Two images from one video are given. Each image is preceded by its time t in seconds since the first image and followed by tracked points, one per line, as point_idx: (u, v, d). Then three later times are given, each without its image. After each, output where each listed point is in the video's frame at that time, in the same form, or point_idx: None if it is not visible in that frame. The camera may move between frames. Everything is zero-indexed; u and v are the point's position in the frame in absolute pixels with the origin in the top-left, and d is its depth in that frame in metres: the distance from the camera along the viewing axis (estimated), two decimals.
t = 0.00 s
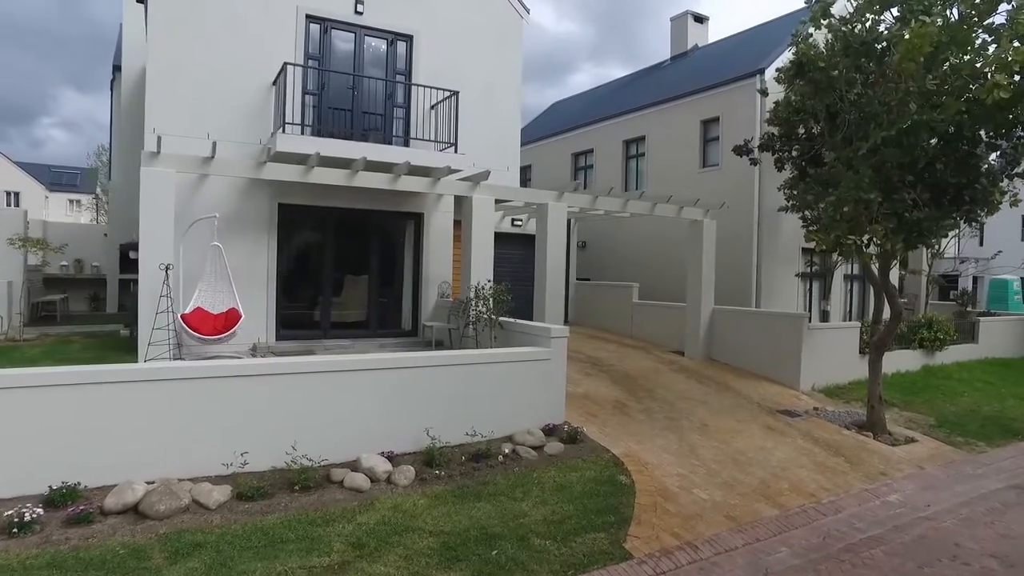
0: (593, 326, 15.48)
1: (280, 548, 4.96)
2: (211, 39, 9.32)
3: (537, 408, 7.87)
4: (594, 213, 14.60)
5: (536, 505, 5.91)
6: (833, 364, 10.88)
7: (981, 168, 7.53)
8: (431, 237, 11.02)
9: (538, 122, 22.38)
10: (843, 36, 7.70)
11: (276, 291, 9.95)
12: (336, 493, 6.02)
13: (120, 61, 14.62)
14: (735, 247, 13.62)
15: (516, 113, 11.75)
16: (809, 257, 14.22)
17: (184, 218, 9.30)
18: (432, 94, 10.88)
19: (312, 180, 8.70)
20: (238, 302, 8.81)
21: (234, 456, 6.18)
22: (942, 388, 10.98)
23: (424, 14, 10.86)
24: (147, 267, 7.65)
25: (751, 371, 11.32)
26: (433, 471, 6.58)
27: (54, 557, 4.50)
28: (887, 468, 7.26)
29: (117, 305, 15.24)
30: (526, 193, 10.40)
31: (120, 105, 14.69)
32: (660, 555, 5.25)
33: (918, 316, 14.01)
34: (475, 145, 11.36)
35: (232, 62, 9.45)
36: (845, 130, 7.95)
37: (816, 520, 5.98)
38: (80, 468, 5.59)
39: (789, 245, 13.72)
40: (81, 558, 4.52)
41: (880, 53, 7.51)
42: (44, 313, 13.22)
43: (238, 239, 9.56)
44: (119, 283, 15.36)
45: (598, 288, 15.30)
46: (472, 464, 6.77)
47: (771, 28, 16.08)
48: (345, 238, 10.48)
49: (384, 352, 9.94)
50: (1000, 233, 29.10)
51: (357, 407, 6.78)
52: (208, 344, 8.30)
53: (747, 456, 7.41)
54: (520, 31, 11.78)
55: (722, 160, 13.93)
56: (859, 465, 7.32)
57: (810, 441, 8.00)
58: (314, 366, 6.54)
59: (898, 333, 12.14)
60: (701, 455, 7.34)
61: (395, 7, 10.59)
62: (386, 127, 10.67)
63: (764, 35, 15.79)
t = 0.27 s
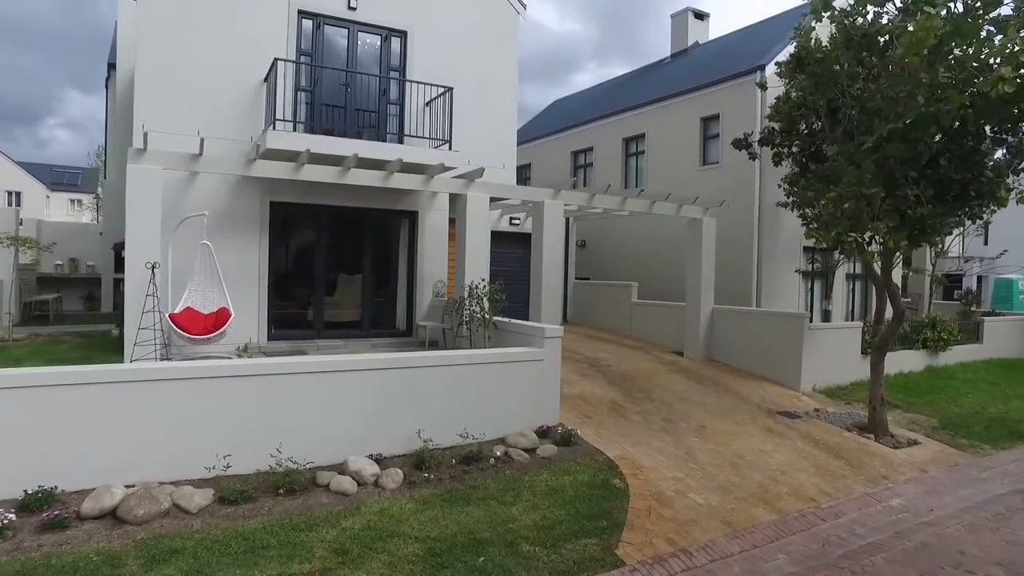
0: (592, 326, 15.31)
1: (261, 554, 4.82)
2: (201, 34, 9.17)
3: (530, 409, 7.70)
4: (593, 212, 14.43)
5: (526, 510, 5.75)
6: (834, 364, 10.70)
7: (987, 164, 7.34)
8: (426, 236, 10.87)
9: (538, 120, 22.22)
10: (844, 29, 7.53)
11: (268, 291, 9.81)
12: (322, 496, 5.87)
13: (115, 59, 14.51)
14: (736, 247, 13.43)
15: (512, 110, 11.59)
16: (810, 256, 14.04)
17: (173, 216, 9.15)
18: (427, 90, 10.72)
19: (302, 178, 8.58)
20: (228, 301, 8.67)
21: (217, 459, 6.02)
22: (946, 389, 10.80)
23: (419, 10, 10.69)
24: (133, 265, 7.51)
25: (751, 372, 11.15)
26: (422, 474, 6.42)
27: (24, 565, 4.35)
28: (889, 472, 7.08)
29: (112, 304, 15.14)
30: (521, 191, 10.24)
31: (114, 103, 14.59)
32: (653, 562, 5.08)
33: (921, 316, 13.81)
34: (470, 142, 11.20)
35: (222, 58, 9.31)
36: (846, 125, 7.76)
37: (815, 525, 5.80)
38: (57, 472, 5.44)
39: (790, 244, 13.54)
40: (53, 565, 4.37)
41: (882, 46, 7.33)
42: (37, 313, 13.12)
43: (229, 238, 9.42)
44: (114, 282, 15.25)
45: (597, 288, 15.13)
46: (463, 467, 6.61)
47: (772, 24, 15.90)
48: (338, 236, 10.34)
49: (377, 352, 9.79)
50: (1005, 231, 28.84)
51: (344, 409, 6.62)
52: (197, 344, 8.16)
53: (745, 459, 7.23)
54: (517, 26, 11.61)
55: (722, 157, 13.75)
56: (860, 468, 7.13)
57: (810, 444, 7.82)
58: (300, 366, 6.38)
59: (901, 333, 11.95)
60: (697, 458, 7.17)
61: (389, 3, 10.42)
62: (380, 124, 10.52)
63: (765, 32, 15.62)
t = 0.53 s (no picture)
0: (591, 326, 15.17)
1: (243, 559, 4.69)
2: (192, 29, 9.01)
3: (524, 410, 7.54)
4: (591, 210, 14.28)
5: (518, 514, 5.61)
6: (836, 365, 10.54)
7: (992, 160, 7.18)
8: (421, 234, 10.74)
9: (538, 118, 22.07)
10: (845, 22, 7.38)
11: (261, 290, 9.69)
12: (309, 499, 5.74)
13: (109, 57, 14.40)
14: (737, 245, 13.27)
15: (509, 107, 11.43)
16: (811, 255, 13.88)
17: (163, 213, 9.00)
18: (422, 87, 10.57)
19: (294, 175, 8.43)
20: (220, 300, 8.52)
21: (201, 461, 5.87)
22: (949, 390, 10.63)
23: (415, 5, 10.53)
24: (119, 262, 7.37)
25: (751, 372, 11.00)
26: (412, 477, 6.28)
27: None
28: (891, 475, 6.92)
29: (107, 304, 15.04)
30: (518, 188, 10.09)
31: (109, 101, 14.48)
32: (648, 569, 4.93)
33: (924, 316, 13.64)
34: (466, 139, 11.03)
35: (214, 54, 9.15)
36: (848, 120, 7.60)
37: (815, 530, 5.65)
38: (37, 475, 5.29)
39: (791, 243, 13.38)
40: (27, 572, 4.24)
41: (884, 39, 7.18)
42: (31, 312, 13.02)
43: (221, 236, 9.29)
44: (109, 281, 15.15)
45: (596, 287, 14.98)
46: (455, 470, 6.47)
47: (773, 21, 15.74)
48: (332, 235, 10.20)
49: (371, 352, 9.66)
50: (1009, 231, 28.60)
51: (333, 410, 6.48)
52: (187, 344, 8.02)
53: (744, 461, 7.08)
54: (514, 23, 11.47)
55: (723, 155, 13.60)
56: (862, 471, 6.97)
57: (810, 446, 7.67)
58: (288, 366, 6.24)
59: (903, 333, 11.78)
60: (695, 461, 7.02)
61: None
62: (375, 121, 10.38)
63: (765, 29, 15.47)
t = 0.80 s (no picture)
0: (590, 326, 14.98)
1: (218, 569, 4.52)
2: (180, 24, 8.82)
3: (517, 413, 7.35)
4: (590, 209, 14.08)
5: (506, 521, 5.44)
6: (837, 366, 10.34)
7: (997, 155, 6.97)
8: (415, 233, 10.57)
9: (538, 116, 21.87)
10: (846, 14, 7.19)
11: (252, 290, 9.53)
12: (291, 505, 5.57)
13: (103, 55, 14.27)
14: (737, 245, 13.07)
15: (505, 104, 11.23)
16: (813, 254, 13.67)
17: (151, 212, 8.84)
18: (416, 83, 10.39)
19: (283, 173, 8.20)
20: (208, 299, 8.34)
21: (181, 466, 5.72)
22: (954, 391, 10.41)
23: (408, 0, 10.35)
24: (103, 261, 7.22)
25: (751, 374, 10.80)
26: (399, 482, 6.12)
27: None
28: (893, 479, 6.73)
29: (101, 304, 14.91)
30: (513, 186, 9.91)
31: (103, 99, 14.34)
32: None
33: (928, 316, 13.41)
34: (461, 136, 10.86)
35: (203, 49, 8.97)
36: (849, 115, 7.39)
37: (813, 538, 5.46)
38: (10, 480, 5.15)
39: (793, 242, 13.16)
40: None
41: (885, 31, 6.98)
42: (23, 313, 12.90)
43: (210, 234, 9.12)
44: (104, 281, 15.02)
45: (595, 287, 14.79)
46: (443, 474, 6.30)
47: (774, 17, 15.54)
48: (324, 233, 10.04)
49: (363, 352, 9.50)
50: (1015, 229, 28.28)
51: (317, 413, 6.31)
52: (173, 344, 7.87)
53: (741, 466, 6.89)
54: (509, 18, 11.27)
55: (723, 153, 13.39)
56: (863, 476, 6.78)
57: (810, 449, 7.47)
58: (271, 368, 6.07)
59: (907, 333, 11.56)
60: (691, 465, 6.83)
61: None
62: (367, 118, 10.22)
63: (766, 25, 15.27)
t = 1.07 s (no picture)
0: (589, 326, 14.81)
1: None
2: (169, 19, 8.68)
3: (508, 414, 7.19)
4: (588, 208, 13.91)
5: (494, 526, 5.28)
6: (838, 366, 10.15)
7: (1002, 150, 6.77)
8: (409, 232, 10.42)
9: (538, 114, 21.71)
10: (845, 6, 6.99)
11: (243, 289, 9.39)
12: (273, 510, 5.42)
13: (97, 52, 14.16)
14: (738, 244, 12.88)
15: (501, 100, 11.06)
16: (814, 253, 13.48)
17: (139, 209, 8.71)
18: (410, 79, 10.24)
19: (272, 169, 8.11)
20: (197, 297, 8.21)
21: (160, 468, 5.58)
22: (958, 392, 10.21)
23: None
24: (86, 260, 7.08)
25: (750, 374, 10.61)
26: (386, 486, 5.96)
27: None
28: (895, 484, 6.54)
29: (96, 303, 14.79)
30: (508, 184, 9.76)
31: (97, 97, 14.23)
32: None
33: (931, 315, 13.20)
34: (456, 134, 10.69)
35: (192, 45, 8.83)
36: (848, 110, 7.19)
37: (811, 545, 5.28)
38: None
39: (794, 241, 12.97)
40: None
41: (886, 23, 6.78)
42: (16, 312, 12.78)
43: (199, 233, 8.98)
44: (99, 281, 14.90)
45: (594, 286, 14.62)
46: (431, 478, 6.15)
47: (775, 13, 15.33)
48: (317, 232, 9.90)
49: (355, 353, 9.35)
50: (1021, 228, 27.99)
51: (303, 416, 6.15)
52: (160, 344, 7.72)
53: (738, 469, 6.71)
54: (505, 12, 11.06)
55: (723, 150, 13.21)
56: (863, 480, 6.60)
57: (809, 452, 7.29)
58: (255, 369, 5.92)
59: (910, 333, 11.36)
60: (687, 468, 6.66)
61: None
62: (360, 115, 10.08)
63: (767, 21, 15.07)
